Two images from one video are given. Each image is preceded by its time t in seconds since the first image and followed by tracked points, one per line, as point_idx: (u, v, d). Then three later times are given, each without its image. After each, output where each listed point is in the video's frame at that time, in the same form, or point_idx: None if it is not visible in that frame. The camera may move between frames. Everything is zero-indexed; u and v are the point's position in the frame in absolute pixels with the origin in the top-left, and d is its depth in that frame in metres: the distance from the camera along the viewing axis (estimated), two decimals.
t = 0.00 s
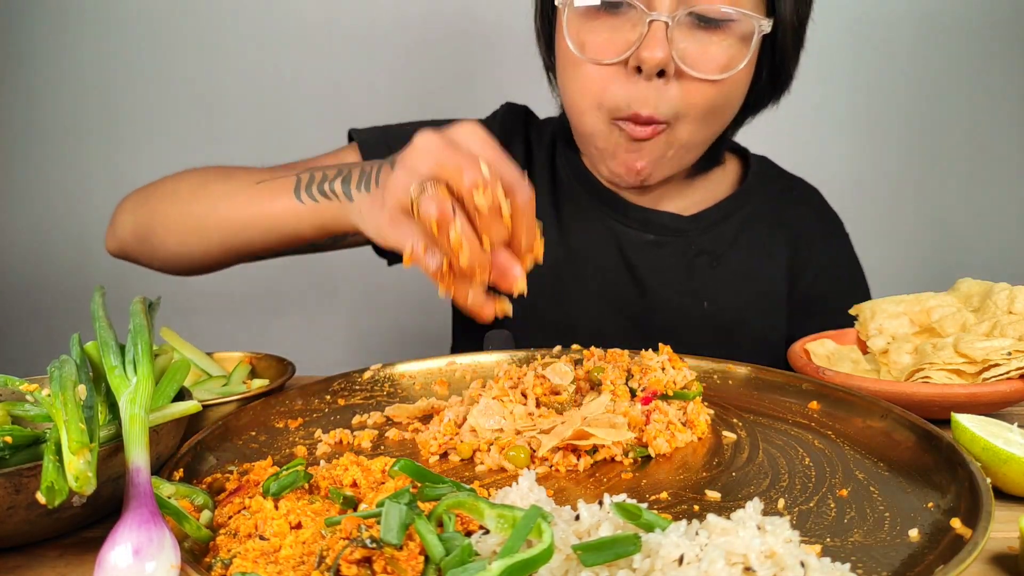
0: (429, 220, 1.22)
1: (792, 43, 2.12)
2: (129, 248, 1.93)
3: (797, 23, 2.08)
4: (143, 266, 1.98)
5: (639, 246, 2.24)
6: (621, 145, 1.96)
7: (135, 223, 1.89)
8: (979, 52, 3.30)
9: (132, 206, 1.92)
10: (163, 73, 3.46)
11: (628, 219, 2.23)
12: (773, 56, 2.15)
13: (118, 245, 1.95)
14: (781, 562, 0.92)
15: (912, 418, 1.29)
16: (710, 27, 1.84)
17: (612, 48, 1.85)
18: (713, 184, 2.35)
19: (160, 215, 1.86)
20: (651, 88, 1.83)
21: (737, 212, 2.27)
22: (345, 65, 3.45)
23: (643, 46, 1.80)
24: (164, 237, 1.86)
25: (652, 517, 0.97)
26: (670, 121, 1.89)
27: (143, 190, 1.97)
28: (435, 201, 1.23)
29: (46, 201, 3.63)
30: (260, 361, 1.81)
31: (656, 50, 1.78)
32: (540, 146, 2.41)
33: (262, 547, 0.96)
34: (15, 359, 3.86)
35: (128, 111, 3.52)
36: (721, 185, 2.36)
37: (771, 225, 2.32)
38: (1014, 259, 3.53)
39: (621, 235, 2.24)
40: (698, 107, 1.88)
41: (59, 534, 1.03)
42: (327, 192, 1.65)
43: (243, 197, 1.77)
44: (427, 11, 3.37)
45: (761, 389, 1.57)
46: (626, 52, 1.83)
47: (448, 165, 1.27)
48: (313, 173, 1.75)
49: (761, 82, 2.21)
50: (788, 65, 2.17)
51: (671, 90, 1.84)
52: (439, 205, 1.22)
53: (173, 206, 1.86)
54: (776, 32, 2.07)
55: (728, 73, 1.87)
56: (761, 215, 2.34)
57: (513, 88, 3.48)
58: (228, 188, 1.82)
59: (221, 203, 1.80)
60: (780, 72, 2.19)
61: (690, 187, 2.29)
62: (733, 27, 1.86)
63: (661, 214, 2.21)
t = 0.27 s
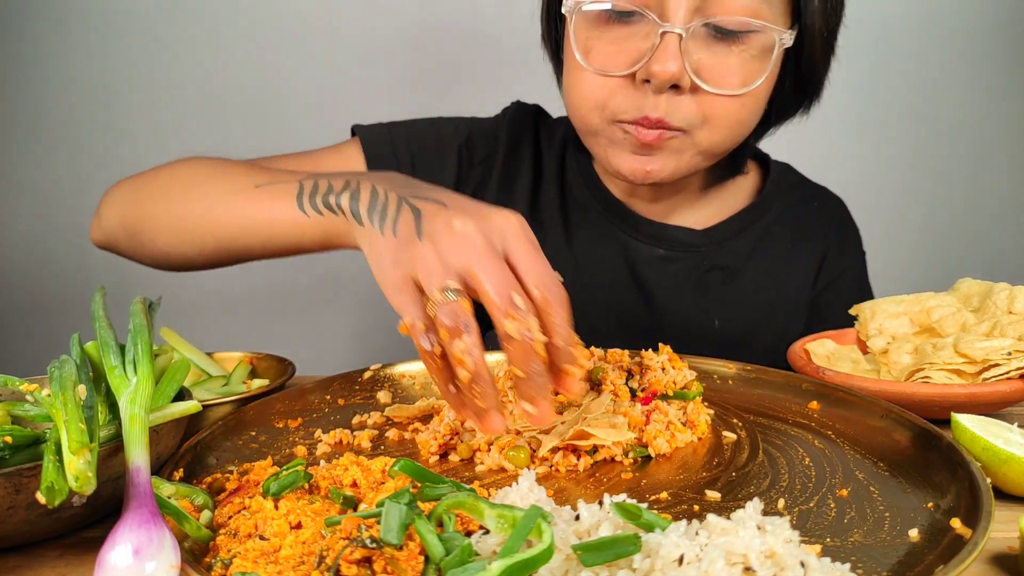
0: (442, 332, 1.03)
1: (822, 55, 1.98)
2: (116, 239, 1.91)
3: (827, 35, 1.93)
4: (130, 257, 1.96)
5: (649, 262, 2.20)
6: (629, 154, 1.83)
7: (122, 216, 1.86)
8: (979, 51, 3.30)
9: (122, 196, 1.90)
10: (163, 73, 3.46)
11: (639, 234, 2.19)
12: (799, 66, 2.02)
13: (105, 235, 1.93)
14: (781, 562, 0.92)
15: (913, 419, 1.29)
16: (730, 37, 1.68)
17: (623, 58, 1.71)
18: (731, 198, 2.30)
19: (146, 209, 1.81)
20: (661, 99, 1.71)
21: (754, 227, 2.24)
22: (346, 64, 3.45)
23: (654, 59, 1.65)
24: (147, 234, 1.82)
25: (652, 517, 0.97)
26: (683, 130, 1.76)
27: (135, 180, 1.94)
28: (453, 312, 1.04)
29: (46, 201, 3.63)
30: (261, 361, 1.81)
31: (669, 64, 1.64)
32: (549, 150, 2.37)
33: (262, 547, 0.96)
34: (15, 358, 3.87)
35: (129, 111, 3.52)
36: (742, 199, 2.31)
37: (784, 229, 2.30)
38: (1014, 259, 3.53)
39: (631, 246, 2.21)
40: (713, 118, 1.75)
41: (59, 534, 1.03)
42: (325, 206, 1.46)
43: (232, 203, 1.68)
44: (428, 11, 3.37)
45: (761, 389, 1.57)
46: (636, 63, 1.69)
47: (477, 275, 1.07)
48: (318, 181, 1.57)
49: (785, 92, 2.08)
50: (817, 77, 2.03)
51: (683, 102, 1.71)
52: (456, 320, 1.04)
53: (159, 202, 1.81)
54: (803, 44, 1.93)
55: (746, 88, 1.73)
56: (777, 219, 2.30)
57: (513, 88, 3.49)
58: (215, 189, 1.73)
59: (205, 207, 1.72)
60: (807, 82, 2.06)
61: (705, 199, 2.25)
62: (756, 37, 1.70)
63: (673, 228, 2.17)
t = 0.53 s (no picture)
0: (478, 348, 1.27)
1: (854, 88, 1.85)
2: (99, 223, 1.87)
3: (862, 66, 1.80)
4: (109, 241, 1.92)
5: (663, 279, 2.20)
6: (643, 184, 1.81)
7: (110, 202, 1.83)
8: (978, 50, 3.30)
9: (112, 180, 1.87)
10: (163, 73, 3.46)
11: (652, 251, 2.19)
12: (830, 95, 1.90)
13: (87, 218, 1.90)
14: (781, 562, 0.92)
15: (913, 419, 1.29)
16: (752, 68, 1.57)
17: (635, 87, 1.63)
18: (751, 211, 2.26)
19: (138, 199, 1.79)
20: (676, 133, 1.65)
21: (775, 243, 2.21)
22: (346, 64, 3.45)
23: (667, 92, 1.57)
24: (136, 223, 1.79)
25: (652, 517, 0.96)
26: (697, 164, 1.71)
27: (127, 166, 1.92)
28: (488, 333, 1.28)
29: (46, 201, 3.63)
30: (260, 361, 1.81)
31: (682, 99, 1.55)
32: (557, 159, 2.36)
33: (262, 547, 0.96)
34: (16, 358, 3.87)
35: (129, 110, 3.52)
36: (763, 215, 2.28)
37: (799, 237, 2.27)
38: (1014, 258, 3.53)
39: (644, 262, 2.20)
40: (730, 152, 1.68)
41: (59, 534, 1.04)
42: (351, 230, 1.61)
43: (241, 212, 1.69)
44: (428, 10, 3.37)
45: (761, 389, 1.57)
46: (650, 94, 1.62)
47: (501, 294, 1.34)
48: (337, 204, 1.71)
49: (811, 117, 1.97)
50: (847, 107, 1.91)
51: (697, 134, 1.64)
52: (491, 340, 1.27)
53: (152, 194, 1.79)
54: (836, 73, 1.80)
55: (762, 123, 1.64)
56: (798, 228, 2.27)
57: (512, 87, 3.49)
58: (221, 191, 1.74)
59: (208, 205, 1.72)
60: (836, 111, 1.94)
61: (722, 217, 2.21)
62: (782, 67, 1.58)
63: (690, 247, 2.16)
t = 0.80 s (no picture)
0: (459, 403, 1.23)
1: (855, 108, 1.81)
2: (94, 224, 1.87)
3: (862, 88, 1.76)
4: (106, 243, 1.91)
5: (669, 284, 2.20)
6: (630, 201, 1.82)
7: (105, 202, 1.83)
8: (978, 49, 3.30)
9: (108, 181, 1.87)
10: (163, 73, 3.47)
11: (659, 257, 2.19)
12: (830, 111, 1.87)
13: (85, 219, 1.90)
14: (781, 562, 0.92)
15: (913, 419, 1.29)
16: (746, 88, 1.52)
17: (628, 105, 1.60)
18: (757, 220, 2.25)
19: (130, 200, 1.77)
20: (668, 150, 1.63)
21: (780, 248, 2.21)
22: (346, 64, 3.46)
23: (657, 112, 1.53)
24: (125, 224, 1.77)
25: (652, 517, 0.96)
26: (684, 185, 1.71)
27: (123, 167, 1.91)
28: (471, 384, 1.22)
29: (45, 200, 3.63)
30: (260, 361, 1.81)
31: (672, 121, 1.52)
32: (563, 162, 2.35)
33: (263, 547, 0.96)
34: (16, 358, 3.87)
35: (129, 110, 3.52)
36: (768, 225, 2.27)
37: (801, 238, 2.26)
38: (1014, 258, 3.54)
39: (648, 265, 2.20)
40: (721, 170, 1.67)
41: (59, 534, 1.04)
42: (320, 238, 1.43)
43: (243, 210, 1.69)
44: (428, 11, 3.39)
45: (761, 389, 1.57)
46: (641, 113, 1.59)
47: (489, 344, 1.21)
48: (311, 209, 1.51)
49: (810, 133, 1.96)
50: (849, 124, 1.88)
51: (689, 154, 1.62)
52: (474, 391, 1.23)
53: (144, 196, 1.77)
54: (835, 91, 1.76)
55: (754, 145, 1.62)
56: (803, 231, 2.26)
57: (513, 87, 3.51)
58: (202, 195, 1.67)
59: (192, 207, 1.66)
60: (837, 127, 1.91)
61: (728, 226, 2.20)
62: (777, 88, 1.52)
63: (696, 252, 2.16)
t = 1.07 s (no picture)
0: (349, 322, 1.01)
1: (845, 111, 1.79)
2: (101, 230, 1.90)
3: (850, 93, 1.74)
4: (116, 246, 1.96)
5: (666, 284, 2.21)
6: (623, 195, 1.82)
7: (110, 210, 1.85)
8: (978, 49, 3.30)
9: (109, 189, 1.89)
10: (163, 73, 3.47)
11: (655, 257, 2.20)
12: (818, 112, 1.85)
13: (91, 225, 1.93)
14: (780, 561, 0.92)
15: (912, 419, 1.29)
16: (732, 92, 1.52)
17: (615, 106, 1.62)
18: (753, 221, 2.25)
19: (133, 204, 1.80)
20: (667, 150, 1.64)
21: (775, 247, 2.22)
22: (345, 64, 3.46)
23: (642, 113, 1.55)
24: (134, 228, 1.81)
25: (651, 517, 0.97)
26: (678, 184, 1.72)
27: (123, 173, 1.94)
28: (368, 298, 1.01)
29: (45, 201, 3.63)
30: (261, 361, 1.81)
31: (657, 121, 1.53)
32: (561, 160, 2.36)
33: (263, 547, 0.96)
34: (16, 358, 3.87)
35: (129, 111, 3.53)
36: (763, 225, 2.27)
37: (800, 238, 2.27)
38: (1013, 258, 3.54)
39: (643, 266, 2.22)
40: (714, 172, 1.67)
41: (60, 534, 1.04)
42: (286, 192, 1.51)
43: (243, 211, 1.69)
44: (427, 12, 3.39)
45: (760, 388, 1.58)
46: (629, 113, 1.60)
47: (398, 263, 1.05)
48: (284, 168, 1.59)
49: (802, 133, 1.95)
50: (838, 127, 1.86)
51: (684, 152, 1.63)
52: (372, 307, 1.01)
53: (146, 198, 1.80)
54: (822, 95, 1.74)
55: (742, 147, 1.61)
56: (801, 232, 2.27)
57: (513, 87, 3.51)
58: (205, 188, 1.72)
59: (195, 199, 1.72)
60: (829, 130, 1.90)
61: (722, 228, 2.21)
62: (764, 92, 1.52)
63: (692, 252, 2.17)
